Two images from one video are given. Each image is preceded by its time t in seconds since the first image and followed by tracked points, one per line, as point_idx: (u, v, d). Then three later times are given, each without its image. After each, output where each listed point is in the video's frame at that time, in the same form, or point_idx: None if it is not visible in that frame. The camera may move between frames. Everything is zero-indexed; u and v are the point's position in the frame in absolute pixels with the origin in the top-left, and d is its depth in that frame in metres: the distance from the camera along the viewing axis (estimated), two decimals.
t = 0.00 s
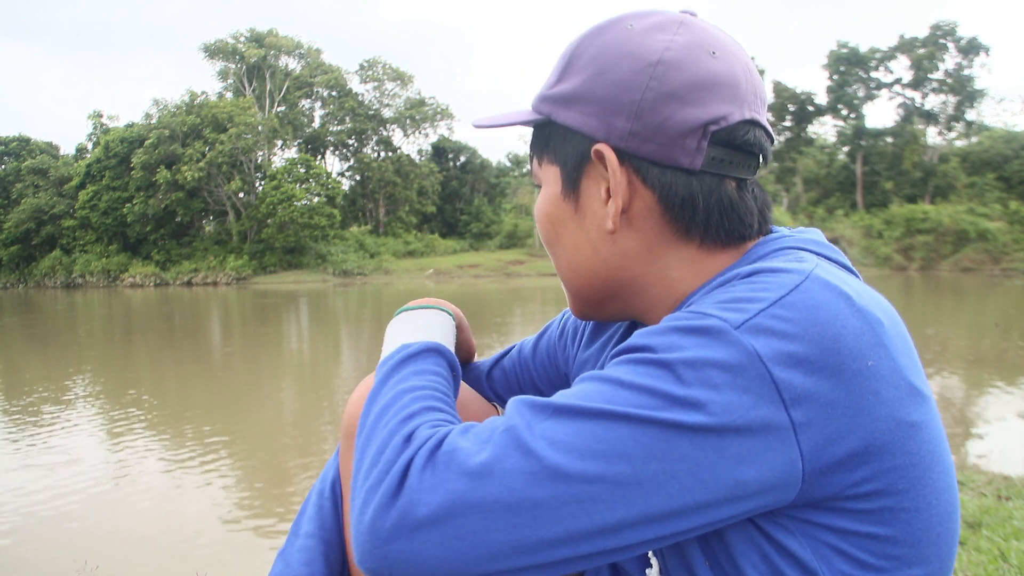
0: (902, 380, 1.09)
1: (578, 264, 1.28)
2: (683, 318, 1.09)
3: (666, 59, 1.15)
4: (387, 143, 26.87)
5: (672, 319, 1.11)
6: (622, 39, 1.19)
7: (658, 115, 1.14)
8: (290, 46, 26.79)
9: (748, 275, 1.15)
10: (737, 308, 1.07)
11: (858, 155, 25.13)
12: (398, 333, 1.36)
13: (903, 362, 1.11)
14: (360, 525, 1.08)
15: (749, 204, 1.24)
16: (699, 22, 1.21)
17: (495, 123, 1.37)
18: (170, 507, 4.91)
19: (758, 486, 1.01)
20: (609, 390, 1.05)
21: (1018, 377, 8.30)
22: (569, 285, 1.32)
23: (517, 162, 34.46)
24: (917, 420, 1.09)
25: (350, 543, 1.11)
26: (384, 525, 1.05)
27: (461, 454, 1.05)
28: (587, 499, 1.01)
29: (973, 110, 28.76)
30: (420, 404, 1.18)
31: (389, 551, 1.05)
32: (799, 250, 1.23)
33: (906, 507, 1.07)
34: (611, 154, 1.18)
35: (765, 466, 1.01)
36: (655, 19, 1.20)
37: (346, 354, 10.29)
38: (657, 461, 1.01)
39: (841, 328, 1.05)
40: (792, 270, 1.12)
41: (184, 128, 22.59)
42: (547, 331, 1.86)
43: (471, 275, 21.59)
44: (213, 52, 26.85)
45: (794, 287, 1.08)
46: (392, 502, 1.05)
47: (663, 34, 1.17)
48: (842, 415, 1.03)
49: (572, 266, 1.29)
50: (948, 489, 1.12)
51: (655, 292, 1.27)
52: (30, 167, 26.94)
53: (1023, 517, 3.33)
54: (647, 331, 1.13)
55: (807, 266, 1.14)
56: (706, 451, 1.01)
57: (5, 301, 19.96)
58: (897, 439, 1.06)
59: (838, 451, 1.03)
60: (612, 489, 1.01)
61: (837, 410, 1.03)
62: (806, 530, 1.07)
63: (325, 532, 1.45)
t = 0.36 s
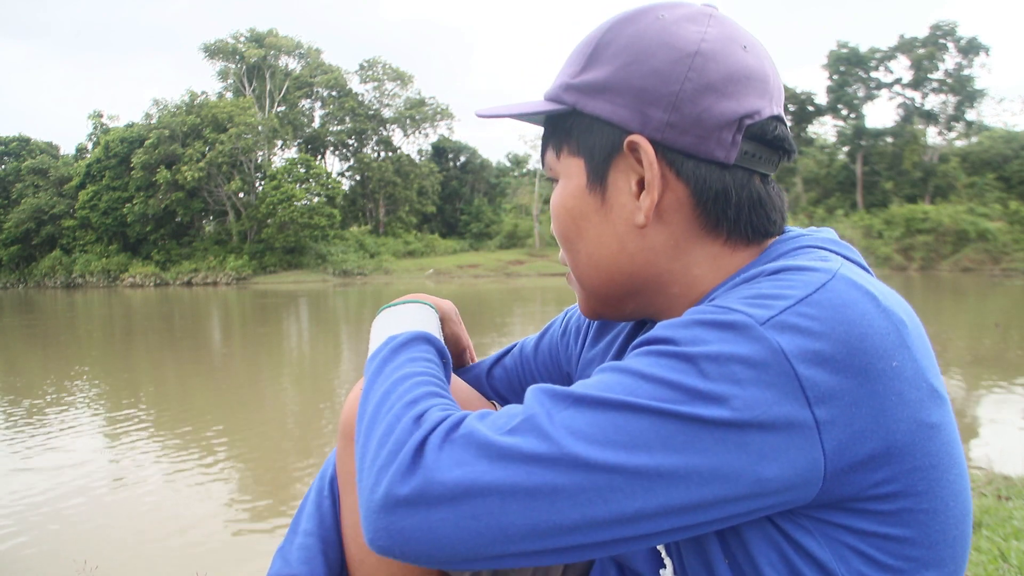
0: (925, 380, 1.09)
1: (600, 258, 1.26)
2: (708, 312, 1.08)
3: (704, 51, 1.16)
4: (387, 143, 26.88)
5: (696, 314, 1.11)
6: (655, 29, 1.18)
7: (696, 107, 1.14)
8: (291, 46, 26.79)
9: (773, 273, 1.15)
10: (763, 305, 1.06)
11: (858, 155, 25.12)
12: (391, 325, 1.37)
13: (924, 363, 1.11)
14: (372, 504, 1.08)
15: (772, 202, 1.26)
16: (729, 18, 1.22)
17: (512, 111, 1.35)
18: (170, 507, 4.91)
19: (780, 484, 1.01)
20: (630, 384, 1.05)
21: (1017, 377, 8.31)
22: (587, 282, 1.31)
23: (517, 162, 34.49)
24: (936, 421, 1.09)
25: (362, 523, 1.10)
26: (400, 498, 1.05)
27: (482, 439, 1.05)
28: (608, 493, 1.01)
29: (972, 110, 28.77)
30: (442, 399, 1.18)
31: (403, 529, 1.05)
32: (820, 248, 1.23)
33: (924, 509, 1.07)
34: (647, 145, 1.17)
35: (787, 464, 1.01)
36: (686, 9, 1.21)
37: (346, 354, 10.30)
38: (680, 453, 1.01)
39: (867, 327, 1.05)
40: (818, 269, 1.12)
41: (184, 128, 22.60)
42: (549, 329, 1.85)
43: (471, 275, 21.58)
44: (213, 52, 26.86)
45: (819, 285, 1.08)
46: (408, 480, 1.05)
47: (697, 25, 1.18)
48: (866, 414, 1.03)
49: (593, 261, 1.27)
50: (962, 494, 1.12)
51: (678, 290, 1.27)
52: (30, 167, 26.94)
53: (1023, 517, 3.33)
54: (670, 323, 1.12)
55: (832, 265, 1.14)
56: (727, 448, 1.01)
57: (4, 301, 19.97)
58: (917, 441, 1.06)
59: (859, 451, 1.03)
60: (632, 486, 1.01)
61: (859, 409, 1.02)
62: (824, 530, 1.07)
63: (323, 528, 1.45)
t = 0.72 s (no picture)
0: (922, 379, 1.09)
1: (600, 260, 1.27)
2: (709, 314, 1.09)
3: (703, 53, 1.16)
4: (387, 143, 26.88)
5: (697, 316, 1.11)
6: (656, 31, 1.18)
7: (696, 108, 1.14)
8: (290, 46, 26.80)
9: (775, 272, 1.15)
10: (764, 305, 1.07)
11: (858, 155, 25.12)
12: (391, 337, 1.36)
13: (923, 361, 1.12)
14: (380, 512, 1.08)
15: (772, 203, 1.26)
16: (729, 19, 1.23)
17: (515, 113, 1.35)
18: (170, 508, 4.91)
19: (782, 485, 1.02)
20: (632, 388, 1.05)
21: (1017, 377, 8.31)
22: (588, 282, 1.31)
23: (517, 162, 34.51)
24: (935, 420, 1.09)
25: (373, 530, 1.10)
26: (407, 508, 1.04)
27: (488, 446, 1.05)
28: (612, 493, 1.02)
29: (972, 110, 28.78)
30: (447, 410, 1.18)
31: (411, 537, 1.04)
32: (820, 248, 1.23)
33: (923, 507, 1.07)
34: (646, 146, 1.17)
35: (789, 464, 1.01)
36: (688, 12, 1.21)
37: (346, 354, 10.31)
38: (683, 455, 1.01)
39: (869, 326, 1.05)
40: (819, 268, 1.12)
41: (184, 128, 22.60)
42: (551, 330, 1.85)
43: (471, 275, 21.60)
44: (213, 52, 26.86)
45: (822, 284, 1.08)
46: (416, 489, 1.05)
47: (697, 28, 1.18)
48: (865, 411, 1.03)
49: (594, 261, 1.28)
50: (963, 490, 1.13)
51: (677, 290, 1.27)
52: (30, 167, 26.94)
53: None
54: (670, 327, 1.13)
55: (832, 265, 1.14)
56: (730, 448, 1.02)
57: (4, 301, 19.97)
58: (915, 438, 1.06)
59: (859, 450, 1.03)
60: (636, 487, 1.02)
61: (860, 406, 1.03)
62: (826, 528, 1.07)
63: (325, 528, 1.44)
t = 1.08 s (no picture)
0: (922, 374, 1.09)
1: (592, 260, 1.27)
2: (711, 316, 1.09)
3: (689, 55, 1.15)
4: (387, 143, 26.87)
5: (700, 317, 1.11)
6: (643, 34, 1.18)
7: (681, 111, 1.14)
8: (290, 47, 26.79)
9: (774, 272, 1.15)
10: (769, 304, 1.06)
11: (858, 155, 25.13)
12: (385, 341, 1.35)
13: (921, 356, 1.12)
14: (393, 520, 1.07)
15: (766, 200, 1.26)
16: (718, 19, 1.22)
17: (509, 114, 1.34)
18: (169, 508, 4.91)
19: (787, 481, 1.02)
20: (637, 389, 1.06)
21: (1017, 377, 8.31)
22: (581, 282, 1.31)
23: (517, 162, 34.52)
24: (935, 413, 1.09)
25: (384, 537, 1.10)
26: (418, 516, 1.04)
27: (496, 451, 1.05)
28: (619, 495, 1.01)
29: (972, 110, 28.78)
30: (447, 414, 1.17)
31: (423, 544, 1.04)
32: (817, 246, 1.23)
33: (923, 500, 1.07)
34: (633, 148, 1.17)
35: (794, 460, 1.01)
36: (677, 14, 1.21)
37: (346, 354, 10.30)
38: (687, 454, 1.01)
39: (872, 323, 1.05)
40: (820, 265, 1.12)
41: (184, 128, 22.59)
42: (543, 329, 1.84)
43: (471, 275, 21.59)
44: (213, 52, 26.84)
45: (823, 281, 1.08)
46: (426, 496, 1.05)
47: (684, 30, 1.18)
48: (867, 405, 1.03)
49: (586, 262, 1.28)
50: (959, 485, 1.13)
51: (670, 289, 1.27)
52: (30, 167, 26.93)
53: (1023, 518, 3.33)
54: (672, 330, 1.13)
55: (832, 261, 1.14)
56: (734, 446, 1.01)
57: (5, 301, 19.95)
58: (916, 432, 1.06)
59: (864, 445, 1.03)
60: (639, 484, 1.01)
61: (863, 399, 1.03)
62: (829, 522, 1.07)
63: (322, 527, 1.44)
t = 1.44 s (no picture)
0: (907, 367, 1.09)
1: (586, 259, 1.26)
2: (700, 312, 1.08)
3: (684, 55, 1.15)
4: (387, 143, 26.88)
5: (688, 314, 1.10)
6: (635, 35, 1.18)
7: (676, 110, 1.14)
8: (290, 47, 26.79)
9: (762, 268, 1.14)
10: (755, 300, 1.06)
11: (858, 155, 25.12)
12: (380, 342, 1.34)
13: (908, 348, 1.11)
14: (386, 519, 1.07)
15: (757, 198, 1.25)
16: (710, 20, 1.22)
17: (502, 114, 1.34)
18: (168, 508, 4.90)
19: (775, 475, 1.01)
20: (624, 387, 1.05)
21: (1017, 377, 8.30)
22: (575, 282, 1.31)
23: (517, 162, 34.55)
24: (921, 407, 1.09)
25: (378, 536, 1.09)
26: (412, 514, 1.04)
27: (487, 451, 1.05)
28: (607, 490, 1.01)
29: (973, 110, 28.78)
30: (440, 414, 1.17)
31: (417, 542, 1.03)
32: (805, 243, 1.23)
33: (912, 492, 1.06)
34: (629, 147, 1.17)
35: (781, 454, 1.01)
36: (669, 16, 1.20)
37: (346, 354, 10.31)
38: (673, 450, 1.01)
39: (857, 317, 1.04)
40: (806, 260, 1.12)
41: (184, 128, 22.59)
42: (538, 332, 1.84)
43: (471, 275, 21.59)
44: (213, 52, 26.84)
45: (809, 276, 1.07)
46: (420, 495, 1.05)
47: (678, 30, 1.17)
48: (852, 398, 1.03)
49: (579, 261, 1.27)
50: (947, 477, 1.12)
51: (663, 287, 1.27)
52: (30, 167, 26.93)
53: (1023, 517, 3.32)
54: (660, 328, 1.12)
55: (818, 256, 1.14)
56: (721, 440, 1.01)
57: (5, 301, 19.96)
58: (903, 425, 1.06)
59: (849, 438, 1.03)
60: (628, 480, 1.01)
61: (849, 392, 1.02)
62: (818, 516, 1.06)
63: (321, 528, 1.44)
